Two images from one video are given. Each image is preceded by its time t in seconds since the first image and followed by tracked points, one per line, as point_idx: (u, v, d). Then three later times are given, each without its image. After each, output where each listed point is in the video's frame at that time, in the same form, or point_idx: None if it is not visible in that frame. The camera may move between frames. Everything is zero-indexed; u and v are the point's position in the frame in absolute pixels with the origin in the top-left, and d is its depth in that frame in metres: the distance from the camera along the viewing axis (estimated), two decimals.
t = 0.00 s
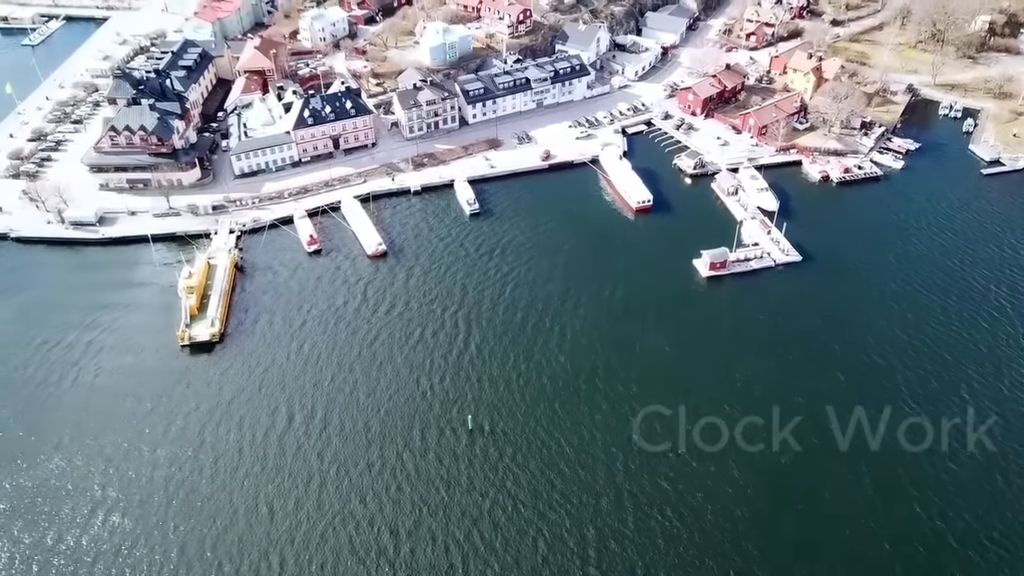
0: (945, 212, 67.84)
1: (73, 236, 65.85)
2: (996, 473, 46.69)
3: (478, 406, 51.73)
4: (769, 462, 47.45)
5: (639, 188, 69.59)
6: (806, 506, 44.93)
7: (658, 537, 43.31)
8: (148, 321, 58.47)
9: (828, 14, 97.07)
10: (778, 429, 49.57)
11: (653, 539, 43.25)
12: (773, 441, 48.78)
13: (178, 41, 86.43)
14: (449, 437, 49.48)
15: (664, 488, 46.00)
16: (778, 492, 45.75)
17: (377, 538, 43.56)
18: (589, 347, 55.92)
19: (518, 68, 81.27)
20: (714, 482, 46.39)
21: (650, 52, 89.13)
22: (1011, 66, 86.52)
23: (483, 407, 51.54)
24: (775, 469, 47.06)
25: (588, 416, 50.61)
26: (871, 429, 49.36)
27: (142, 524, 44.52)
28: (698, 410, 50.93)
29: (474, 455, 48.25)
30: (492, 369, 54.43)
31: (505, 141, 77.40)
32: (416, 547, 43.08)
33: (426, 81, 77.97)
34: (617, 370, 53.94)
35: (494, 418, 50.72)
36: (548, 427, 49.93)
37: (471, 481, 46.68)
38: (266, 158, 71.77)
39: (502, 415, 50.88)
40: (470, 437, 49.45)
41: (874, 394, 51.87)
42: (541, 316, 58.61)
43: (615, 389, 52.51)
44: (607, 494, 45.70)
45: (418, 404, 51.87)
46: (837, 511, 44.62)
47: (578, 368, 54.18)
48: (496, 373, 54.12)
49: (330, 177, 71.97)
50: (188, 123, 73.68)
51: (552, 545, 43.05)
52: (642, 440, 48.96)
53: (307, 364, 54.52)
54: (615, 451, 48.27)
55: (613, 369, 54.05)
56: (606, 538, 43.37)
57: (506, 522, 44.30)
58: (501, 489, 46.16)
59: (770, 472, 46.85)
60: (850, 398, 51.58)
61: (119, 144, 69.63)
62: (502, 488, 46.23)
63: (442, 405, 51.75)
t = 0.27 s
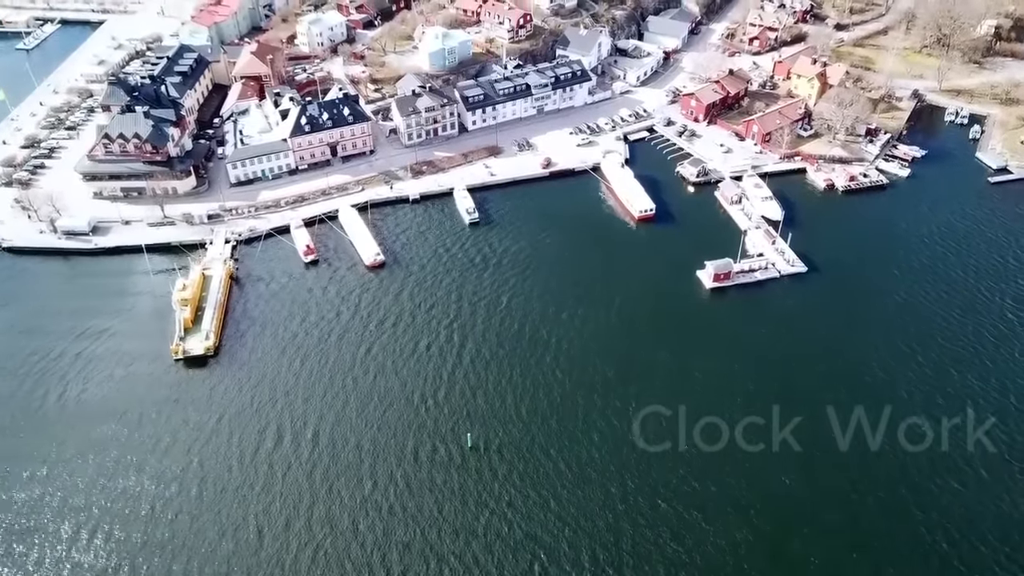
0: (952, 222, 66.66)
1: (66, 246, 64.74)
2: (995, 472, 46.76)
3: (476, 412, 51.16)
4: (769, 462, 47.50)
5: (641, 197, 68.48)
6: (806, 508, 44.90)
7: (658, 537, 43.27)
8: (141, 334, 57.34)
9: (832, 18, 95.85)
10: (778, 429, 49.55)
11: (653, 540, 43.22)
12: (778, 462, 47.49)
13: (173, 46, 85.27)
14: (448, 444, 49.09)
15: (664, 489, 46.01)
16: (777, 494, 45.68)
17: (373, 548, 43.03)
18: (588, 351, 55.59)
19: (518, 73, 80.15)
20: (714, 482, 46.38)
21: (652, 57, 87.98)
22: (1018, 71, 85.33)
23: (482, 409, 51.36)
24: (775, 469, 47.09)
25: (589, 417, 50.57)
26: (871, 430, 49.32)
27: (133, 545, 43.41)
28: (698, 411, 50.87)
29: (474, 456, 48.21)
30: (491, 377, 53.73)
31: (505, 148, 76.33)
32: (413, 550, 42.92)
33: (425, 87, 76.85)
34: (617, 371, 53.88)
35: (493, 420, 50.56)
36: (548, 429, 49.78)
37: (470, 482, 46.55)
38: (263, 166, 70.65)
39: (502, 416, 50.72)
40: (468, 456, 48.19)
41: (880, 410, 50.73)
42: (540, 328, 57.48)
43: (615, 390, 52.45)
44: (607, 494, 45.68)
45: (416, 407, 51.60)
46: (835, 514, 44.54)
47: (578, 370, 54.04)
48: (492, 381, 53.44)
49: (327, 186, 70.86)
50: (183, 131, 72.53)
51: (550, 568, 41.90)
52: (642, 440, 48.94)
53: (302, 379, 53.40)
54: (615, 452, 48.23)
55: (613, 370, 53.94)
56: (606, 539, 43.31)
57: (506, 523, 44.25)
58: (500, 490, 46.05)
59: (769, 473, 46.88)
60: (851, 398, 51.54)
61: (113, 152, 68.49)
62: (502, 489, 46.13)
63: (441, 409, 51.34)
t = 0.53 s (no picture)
0: (961, 233, 65.33)
1: (58, 256, 63.60)
2: (994, 472, 46.86)
3: (475, 420, 50.62)
4: (768, 463, 47.61)
5: (644, 206, 67.37)
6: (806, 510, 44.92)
7: (658, 539, 43.32)
8: (135, 347, 56.21)
9: (836, 22, 94.65)
10: (778, 428, 49.68)
11: (654, 541, 43.27)
12: (784, 487, 46.25)
13: (169, 51, 84.12)
14: (447, 449, 48.73)
15: (664, 489, 46.05)
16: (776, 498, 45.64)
17: (369, 565, 42.22)
18: (587, 355, 55.26)
19: (518, 80, 79.03)
20: (714, 483, 46.41)
21: (654, 62, 86.83)
22: None
23: (481, 411, 51.21)
24: (775, 470, 47.20)
25: (589, 418, 50.56)
26: (870, 429, 49.48)
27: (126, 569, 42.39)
28: (698, 411, 50.91)
29: (474, 457, 48.17)
30: (488, 387, 52.98)
31: (505, 155, 75.24)
32: (412, 552, 42.85)
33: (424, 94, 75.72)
34: (617, 371, 53.86)
35: (493, 421, 50.42)
36: (547, 431, 49.66)
37: (470, 484, 46.45)
38: (259, 174, 69.52)
39: (502, 418, 50.61)
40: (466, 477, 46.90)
41: (888, 428, 49.61)
42: (538, 342, 56.41)
43: (615, 391, 52.37)
44: (608, 495, 45.67)
45: (415, 410, 51.36)
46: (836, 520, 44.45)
47: (578, 372, 53.92)
48: (488, 392, 52.67)
49: (325, 194, 69.72)
50: (178, 138, 71.35)
51: None
52: (642, 440, 48.97)
53: (297, 393, 52.28)
54: (615, 452, 48.23)
55: (613, 371, 53.90)
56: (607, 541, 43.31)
57: (507, 524, 44.22)
58: (501, 491, 45.96)
59: (769, 474, 46.97)
60: (851, 397, 51.64)
61: (107, 161, 67.34)
62: (502, 489, 46.09)
63: (441, 415, 50.98)
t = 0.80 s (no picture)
0: (970, 242, 64.20)
1: (51, 267, 62.48)
2: (996, 472, 46.76)
3: (473, 430, 49.89)
4: (768, 463, 47.56)
5: (646, 215, 66.26)
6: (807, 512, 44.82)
7: (661, 541, 43.27)
8: (128, 361, 55.12)
9: (840, 26, 93.56)
10: (778, 428, 49.68)
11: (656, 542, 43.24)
12: (789, 508, 45.01)
13: (165, 56, 83.02)
14: (447, 456, 48.22)
15: (665, 489, 46.02)
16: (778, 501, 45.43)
17: None
18: (585, 359, 54.87)
19: (519, 85, 77.92)
20: (716, 484, 46.35)
21: (656, 67, 85.74)
22: None
23: (480, 413, 50.95)
24: (775, 470, 47.17)
25: (589, 419, 50.48)
26: (871, 429, 49.40)
27: None
28: (698, 411, 50.83)
29: (474, 458, 48.06)
30: (487, 397, 52.18)
31: (505, 163, 74.15)
32: (413, 556, 42.60)
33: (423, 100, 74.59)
34: (616, 372, 53.74)
35: (492, 423, 50.25)
36: (547, 434, 49.50)
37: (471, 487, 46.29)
38: (255, 183, 68.40)
39: (501, 420, 50.44)
40: (466, 499, 45.58)
41: (896, 445, 48.43)
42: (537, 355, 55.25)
43: (614, 391, 52.23)
44: (608, 496, 45.63)
45: (414, 413, 51.04)
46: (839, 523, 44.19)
47: (577, 373, 53.77)
48: (485, 403, 51.72)
49: (322, 203, 68.61)
50: (173, 146, 70.23)
51: None
52: (642, 441, 48.89)
53: (292, 409, 51.13)
54: (616, 453, 48.17)
55: (612, 372, 53.74)
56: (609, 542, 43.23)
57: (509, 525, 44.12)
58: (501, 493, 45.86)
59: (770, 474, 46.96)
60: (849, 397, 51.58)
61: (101, 169, 66.22)
62: (502, 491, 46.00)
63: (440, 419, 50.60)
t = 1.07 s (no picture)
0: (979, 252, 63.13)
1: (43, 278, 61.38)
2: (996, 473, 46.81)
3: (474, 446, 48.86)
4: (767, 464, 47.55)
5: (649, 224, 65.16)
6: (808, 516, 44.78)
7: (661, 541, 43.40)
8: (120, 375, 54.02)
9: (844, 30, 92.37)
10: (778, 428, 49.65)
11: (656, 544, 43.38)
12: (791, 532, 43.80)
13: (161, 62, 81.89)
14: (446, 466, 47.63)
15: (666, 490, 46.09)
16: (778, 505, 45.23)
17: None
18: (583, 367, 54.26)
19: (519, 92, 76.80)
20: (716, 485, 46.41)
21: (658, 72, 84.63)
22: None
23: (481, 414, 50.87)
24: (775, 470, 47.23)
25: (589, 420, 50.43)
26: (871, 430, 49.43)
27: None
28: (698, 410, 50.88)
29: (475, 459, 48.01)
30: (485, 406, 51.53)
31: (505, 171, 73.10)
32: (413, 557, 42.56)
33: (422, 107, 73.47)
34: (616, 371, 53.70)
35: (492, 425, 50.11)
36: (544, 442, 49.04)
37: (471, 489, 46.29)
38: (252, 192, 67.30)
39: (501, 423, 50.29)
40: (463, 521, 44.38)
41: (905, 464, 47.30)
42: (534, 369, 54.11)
43: (614, 392, 52.16)
44: (608, 497, 45.68)
45: (414, 417, 50.75)
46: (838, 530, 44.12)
47: (577, 374, 53.66)
48: (481, 419, 50.60)
49: (319, 212, 67.51)
50: (168, 154, 69.10)
51: None
52: (643, 441, 48.92)
53: (287, 425, 49.99)
54: (616, 452, 48.24)
55: (611, 371, 53.69)
56: (609, 542, 43.43)
57: (510, 525, 44.24)
58: (502, 494, 45.85)
59: (769, 473, 47.03)
60: (849, 396, 51.49)
61: (94, 178, 65.14)
62: (503, 492, 46.00)
63: (439, 428, 50.04)
